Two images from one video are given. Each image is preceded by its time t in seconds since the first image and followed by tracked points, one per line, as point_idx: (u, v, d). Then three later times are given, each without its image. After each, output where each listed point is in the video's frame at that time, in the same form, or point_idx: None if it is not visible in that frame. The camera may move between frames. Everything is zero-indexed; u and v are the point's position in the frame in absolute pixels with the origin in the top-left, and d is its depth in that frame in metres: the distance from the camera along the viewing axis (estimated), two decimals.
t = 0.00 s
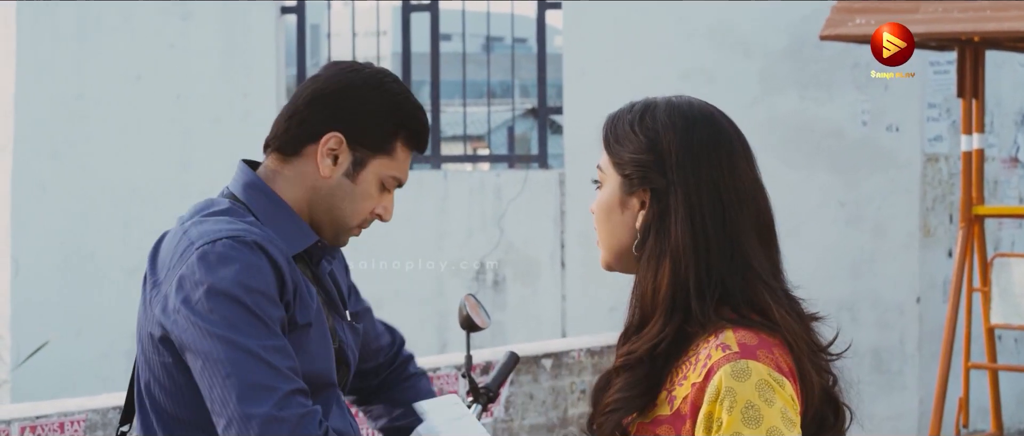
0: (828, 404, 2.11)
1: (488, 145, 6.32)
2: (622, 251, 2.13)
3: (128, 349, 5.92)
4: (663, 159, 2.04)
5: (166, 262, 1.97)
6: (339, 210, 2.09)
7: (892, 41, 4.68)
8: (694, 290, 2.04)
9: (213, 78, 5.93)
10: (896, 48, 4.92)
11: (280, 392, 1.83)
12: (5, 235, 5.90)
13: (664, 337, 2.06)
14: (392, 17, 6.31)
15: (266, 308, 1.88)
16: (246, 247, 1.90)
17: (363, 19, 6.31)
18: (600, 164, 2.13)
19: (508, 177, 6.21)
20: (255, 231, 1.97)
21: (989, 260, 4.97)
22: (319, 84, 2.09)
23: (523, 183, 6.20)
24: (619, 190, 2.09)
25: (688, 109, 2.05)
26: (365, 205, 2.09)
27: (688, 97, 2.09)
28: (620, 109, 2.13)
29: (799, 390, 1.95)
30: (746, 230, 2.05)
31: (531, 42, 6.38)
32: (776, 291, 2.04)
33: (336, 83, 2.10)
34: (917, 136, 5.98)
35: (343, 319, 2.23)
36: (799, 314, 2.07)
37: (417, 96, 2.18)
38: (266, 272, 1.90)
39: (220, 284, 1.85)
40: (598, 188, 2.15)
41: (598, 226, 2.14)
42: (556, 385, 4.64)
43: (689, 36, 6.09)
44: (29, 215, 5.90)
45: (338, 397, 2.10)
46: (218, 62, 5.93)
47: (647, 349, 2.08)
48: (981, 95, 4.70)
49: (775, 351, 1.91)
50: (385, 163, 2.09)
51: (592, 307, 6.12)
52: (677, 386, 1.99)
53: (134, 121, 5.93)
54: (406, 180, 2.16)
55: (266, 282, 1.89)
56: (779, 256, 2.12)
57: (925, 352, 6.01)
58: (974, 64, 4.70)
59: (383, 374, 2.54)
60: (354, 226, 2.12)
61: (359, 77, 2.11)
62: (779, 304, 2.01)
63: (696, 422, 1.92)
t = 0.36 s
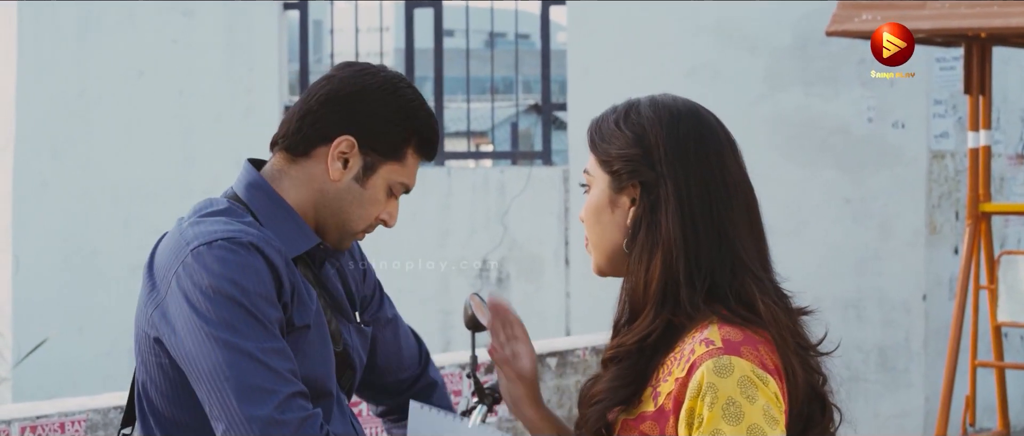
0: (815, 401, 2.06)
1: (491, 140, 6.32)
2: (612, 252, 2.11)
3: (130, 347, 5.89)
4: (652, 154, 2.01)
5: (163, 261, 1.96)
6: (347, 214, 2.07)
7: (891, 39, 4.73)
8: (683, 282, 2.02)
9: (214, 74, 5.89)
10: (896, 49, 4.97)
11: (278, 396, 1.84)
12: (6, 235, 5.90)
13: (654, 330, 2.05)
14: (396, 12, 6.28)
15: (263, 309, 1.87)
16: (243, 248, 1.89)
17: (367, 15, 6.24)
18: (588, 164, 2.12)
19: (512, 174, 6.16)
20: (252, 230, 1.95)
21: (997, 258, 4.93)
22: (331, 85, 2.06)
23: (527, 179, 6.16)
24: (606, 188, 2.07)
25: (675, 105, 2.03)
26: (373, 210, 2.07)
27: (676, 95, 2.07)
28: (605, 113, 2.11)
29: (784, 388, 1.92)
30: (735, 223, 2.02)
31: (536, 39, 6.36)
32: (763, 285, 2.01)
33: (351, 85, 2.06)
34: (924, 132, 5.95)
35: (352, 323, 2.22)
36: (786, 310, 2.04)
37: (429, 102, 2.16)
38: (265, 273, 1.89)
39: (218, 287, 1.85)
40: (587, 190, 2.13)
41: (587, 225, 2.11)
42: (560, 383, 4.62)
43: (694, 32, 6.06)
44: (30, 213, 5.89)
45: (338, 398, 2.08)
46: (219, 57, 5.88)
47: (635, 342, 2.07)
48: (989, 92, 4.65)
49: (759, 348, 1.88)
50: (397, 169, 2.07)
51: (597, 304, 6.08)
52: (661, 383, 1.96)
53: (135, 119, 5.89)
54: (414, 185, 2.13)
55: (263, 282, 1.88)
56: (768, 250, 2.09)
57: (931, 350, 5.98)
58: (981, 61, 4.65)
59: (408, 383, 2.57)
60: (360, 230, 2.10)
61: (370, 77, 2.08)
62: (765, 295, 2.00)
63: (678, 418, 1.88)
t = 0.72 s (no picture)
0: (818, 414, 2.03)
1: (500, 140, 6.37)
2: (622, 253, 2.06)
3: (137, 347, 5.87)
4: (665, 152, 1.99)
5: (171, 269, 1.92)
6: (351, 215, 2.04)
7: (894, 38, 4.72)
8: (692, 284, 1.99)
9: (222, 73, 5.88)
10: (896, 48, 4.99)
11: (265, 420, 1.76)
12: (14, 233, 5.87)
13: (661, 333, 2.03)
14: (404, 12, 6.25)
15: (261, 328, 1.81)
16: (247, 262, 1.84)
17: (375, 16, 6.23)
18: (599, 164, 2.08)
19: (521, 174, 6.15)
20: (260, 244, 1.91)
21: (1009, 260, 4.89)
22: (335, 85, 2.05)
23: (536, 179, 6.15)
24: (618, 186, 2.03)
25: (689, 102, 2.01)
26: (377, 212, 2.04)
27: (690, 94, 2.05)
28: (617, 111, 2.09)
29: (786, 399, 1.89)
30: (745, 227, 2.00)
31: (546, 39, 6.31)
32: (772, 294, 2.00)
33: (355, 85, 2.05)
34: (936, 133, 5.93)
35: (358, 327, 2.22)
36: (790, 317, 2.02)
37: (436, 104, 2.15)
38: (266, 291, 1.84)
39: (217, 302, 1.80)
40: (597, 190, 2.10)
41: (597, 225, 2.07)
42: (570, 386, 4.60)
43: (703, 32, 6.03)
44: (35, 212, 5.86)
45: (346, 406, 2.05)
46: (227, 57, 5.88)
47: (642, 343, 2.06)
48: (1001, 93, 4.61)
49: (763, 359, 1.85)
50: (402, 170, 2.05)
51: (606, 305, 6.07)
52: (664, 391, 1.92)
53: (144, 118, 5.88)
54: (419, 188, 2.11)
55: (263, 300, 1.83)
56: (778, 257, 2.07)
57: (943, 352, 5.96)
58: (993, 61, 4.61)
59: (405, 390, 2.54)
60: (363, 233, 2.07)
61: (377, 77, 2.07)
62: (774, 304, 1.99)
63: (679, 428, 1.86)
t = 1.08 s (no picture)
0: (835, 429, 2.02)
1: (521, 145, 6.31)
2: (643, 265, 2.07)
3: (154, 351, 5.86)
4: (683, 160, 1.98)
5: (168, 286, 1.92)
6: (364, 223, 2.04)
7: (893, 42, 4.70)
8: (707, 295, 1.98)
9: (243, 77, 5.90)
10: (896, 48, 4.88)
11: None
12: (30, 238, 5.79)
13: (678, 347, 2.00)
14: (426, 15, 6.29)
15: (248, 351, 1.79)
16: (240, 283, 1.84)
17: (395, 19, 6.27)
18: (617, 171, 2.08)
19: (542, 179, 6.16)
20: (258, 263, 1.91)
21: None
22: (350, 92, 2.03)
23: (556, 185, 6.16)
24: (637, 194, 2.03)
25: (709, 110, 2.00)
26: (390, 220, 2.04)
27: (710, 101, 2.04)
28: (636, 117, 2.08)
29: (803, 414, 1.87)
30: (765, 237, 1.98)
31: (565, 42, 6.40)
32: (790, 305, 1.98)
33: (370, 93, 2.04)
34: (959, 138, 5.84)
35: (374, 333, 2.23)
36: (810, 328, 2.01)
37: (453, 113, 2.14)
38: (257, 314, 1.83)
39: (204, 323, 1.79)
40: (614, 200, 2.10)
41: (615, 231, 2.07)
42: (589, 394, 4.59)
43: (725, 35, 6.01)
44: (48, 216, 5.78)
45: (358, 413, 2.06)
46: (248, 61, 5.90)
47: (658, 358, 2.04)
48: None
49: (778, 372, 1.83)
50: (415, 180, 2.04)
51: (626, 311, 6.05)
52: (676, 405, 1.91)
53: (163, 121, 5.88)
54: (434, 196, 2.11)
55: (255, 323, 1.82)
56: (800, 269, 2.06)
57: (965, 360, 5.87)
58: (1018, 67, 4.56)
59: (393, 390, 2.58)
60: (377, 241, 2.08)
61: (393, 84, 2.07)
62: (792, 316, 1.97)
63: None
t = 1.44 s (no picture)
0: None
1: (538, 150, 6.29)
2: (648, 277, 2.05)
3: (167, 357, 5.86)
4: (684, 169, 1.96)
5: (166, 290, 1.92)
6: (352, 236, 2.06)
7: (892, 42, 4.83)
8: (713, 310, 1.96)
9: (257, 82, 5.90)
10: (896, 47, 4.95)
11: None
12: (44, 245, 5.85)
13: (686, 361, 1.99)
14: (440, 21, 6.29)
15: (250, 351, 1.79)
16: (240, 284, 1.83)
17: (407, 23, 6.27)
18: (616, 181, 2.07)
19: (556, 184, 6.14)
20: (257, 264, 1.90)
21: None
22: (343, 101, 2.04)
23: (570, 191, 6.14)
24: (636, 206, 2.01)
25: (709, 116, 1.99)
26: (375, 235, 2.04)
27: (709, 106, 2.03)
28: (636, 123, 2.07)
29: (815, 424, 1.85)
30: (770, 244, 1.96)
31: (580, 46, 6.29)
32: (799, 314, 1.96)
33: (361, 103, 2.03)
34: (975, 142, 5.83)
35: (375, 342, 2.23)
36: (820, 335, 1.99)
37: (453, 125, 2.11)
38: (258, 313, 1.83)
39: (204, 323, 1.78)
40: (615, 208, 2.08)
41: (616, 243, 2.06)
42: (601, 401, 4.58)
43: (739, 38, 5.98)
44: (63, 220, 5.85)
45: (358, 421, 2.05)
46: (261, 66, 5.90)
47: (666, 375, 2.02)
48: None
49: (789, 382, 1.81)
50: (401, 195, 2.02)
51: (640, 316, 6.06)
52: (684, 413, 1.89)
53: (175, 125, 5.89)
54: (430, 210, 2.08)
55: (255, 323, 1.81)
56: (808, 277, 2.04)
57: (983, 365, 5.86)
58: None
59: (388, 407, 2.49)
60: (368, 253, 2.08)
61: (385, 94, 2.05)
62: (803, 325, 1.94)
63: None
